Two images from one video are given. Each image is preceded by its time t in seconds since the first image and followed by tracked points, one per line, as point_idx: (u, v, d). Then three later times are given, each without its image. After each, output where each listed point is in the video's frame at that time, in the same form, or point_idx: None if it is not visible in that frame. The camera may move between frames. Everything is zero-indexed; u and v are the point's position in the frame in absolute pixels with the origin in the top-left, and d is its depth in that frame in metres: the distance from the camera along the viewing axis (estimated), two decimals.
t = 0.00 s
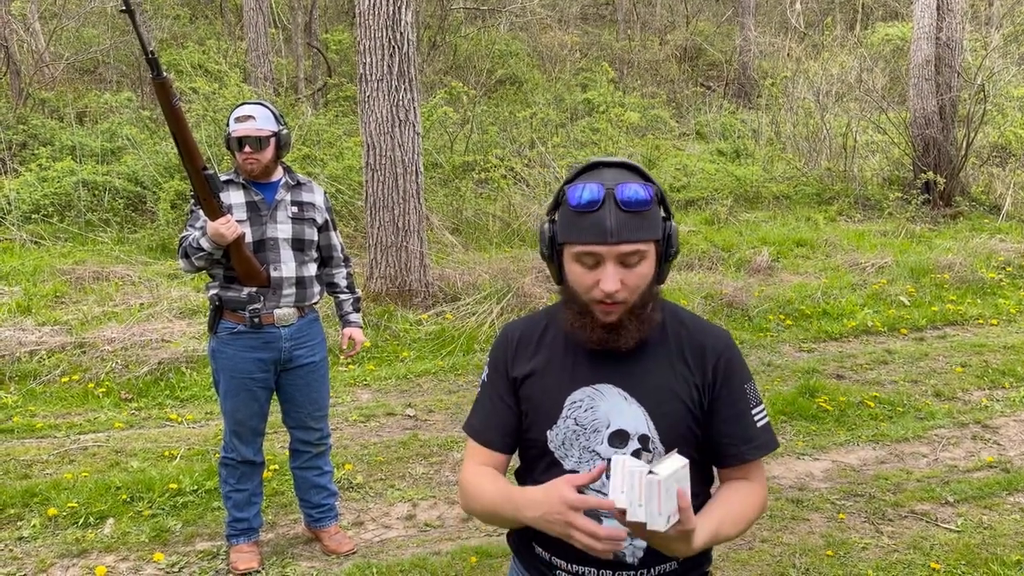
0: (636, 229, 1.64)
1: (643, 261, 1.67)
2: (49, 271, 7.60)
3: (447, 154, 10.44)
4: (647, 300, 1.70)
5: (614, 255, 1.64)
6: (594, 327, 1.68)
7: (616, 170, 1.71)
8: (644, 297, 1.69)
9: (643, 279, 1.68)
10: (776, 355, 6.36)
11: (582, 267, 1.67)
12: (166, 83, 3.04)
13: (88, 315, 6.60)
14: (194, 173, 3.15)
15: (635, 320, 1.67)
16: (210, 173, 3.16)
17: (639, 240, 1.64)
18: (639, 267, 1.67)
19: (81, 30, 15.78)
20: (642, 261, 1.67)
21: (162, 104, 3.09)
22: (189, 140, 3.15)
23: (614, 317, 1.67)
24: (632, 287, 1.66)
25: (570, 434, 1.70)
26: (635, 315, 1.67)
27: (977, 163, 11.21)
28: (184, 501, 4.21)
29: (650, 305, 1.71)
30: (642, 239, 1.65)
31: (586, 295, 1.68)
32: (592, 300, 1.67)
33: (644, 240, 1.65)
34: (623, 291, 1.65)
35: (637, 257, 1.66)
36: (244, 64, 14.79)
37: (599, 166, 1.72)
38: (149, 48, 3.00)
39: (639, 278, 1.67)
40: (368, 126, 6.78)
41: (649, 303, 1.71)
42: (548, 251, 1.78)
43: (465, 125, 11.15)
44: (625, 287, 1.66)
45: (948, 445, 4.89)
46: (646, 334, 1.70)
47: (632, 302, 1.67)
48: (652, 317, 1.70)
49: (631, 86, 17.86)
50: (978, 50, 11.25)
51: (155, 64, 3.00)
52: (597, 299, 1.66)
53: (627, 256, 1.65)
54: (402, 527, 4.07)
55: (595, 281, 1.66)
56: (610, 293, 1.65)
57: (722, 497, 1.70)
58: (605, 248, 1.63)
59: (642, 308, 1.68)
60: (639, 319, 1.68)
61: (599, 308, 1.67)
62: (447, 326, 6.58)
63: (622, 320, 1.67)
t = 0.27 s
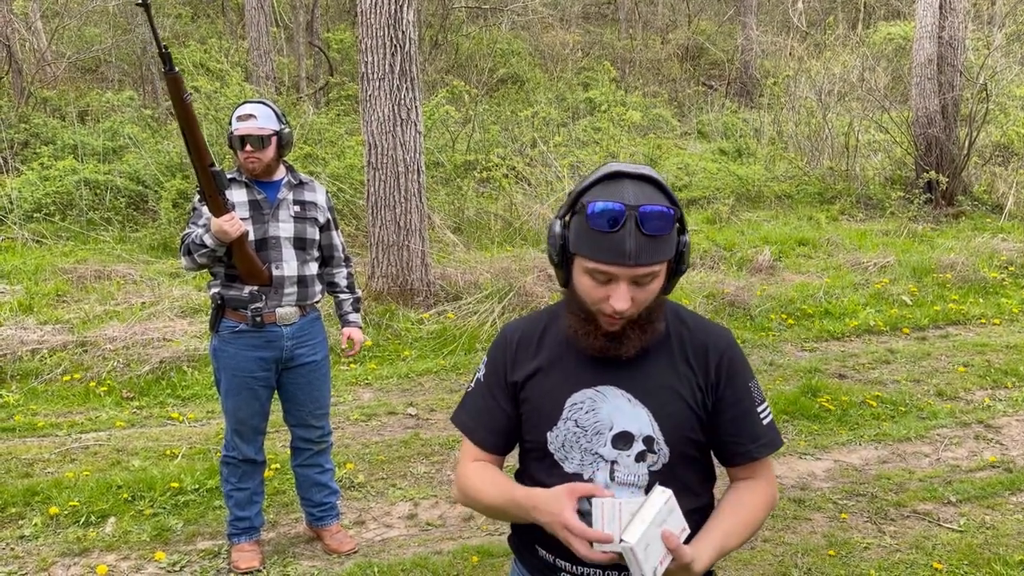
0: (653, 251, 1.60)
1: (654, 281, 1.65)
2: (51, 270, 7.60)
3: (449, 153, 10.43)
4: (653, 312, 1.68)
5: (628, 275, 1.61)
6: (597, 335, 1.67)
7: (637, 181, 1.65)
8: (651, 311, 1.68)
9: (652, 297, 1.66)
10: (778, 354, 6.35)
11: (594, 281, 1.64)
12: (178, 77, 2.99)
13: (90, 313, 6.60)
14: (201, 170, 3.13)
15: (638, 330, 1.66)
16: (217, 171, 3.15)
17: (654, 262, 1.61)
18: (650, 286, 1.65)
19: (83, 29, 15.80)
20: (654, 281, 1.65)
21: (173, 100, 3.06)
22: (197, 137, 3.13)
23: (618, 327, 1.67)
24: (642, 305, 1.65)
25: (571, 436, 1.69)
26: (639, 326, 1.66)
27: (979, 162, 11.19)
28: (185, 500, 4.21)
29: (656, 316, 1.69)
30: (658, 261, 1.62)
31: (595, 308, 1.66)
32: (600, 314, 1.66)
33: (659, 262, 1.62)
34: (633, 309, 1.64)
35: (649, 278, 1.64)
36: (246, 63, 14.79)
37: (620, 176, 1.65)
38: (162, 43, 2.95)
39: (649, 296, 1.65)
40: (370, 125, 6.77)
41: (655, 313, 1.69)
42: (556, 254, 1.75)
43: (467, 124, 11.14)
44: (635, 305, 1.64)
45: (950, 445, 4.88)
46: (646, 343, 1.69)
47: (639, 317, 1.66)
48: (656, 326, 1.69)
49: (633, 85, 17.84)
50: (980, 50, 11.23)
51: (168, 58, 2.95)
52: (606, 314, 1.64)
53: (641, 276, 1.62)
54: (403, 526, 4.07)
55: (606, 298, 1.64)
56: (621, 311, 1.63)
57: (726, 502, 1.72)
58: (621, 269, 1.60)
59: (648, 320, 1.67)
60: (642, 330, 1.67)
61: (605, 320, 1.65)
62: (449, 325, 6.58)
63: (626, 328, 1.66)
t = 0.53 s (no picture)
0: (649, 252, 1.57)
1: (652, 283, 1.62)
2: (54, 268, 7.60)
3: (451, 152, 10.42)
4: (652, 314, 1.65)
5: (623, 276, 1.58)
6: (594, 336, 1.65)
7: (637, 181, 1.63)
8: (649, 313, 1.65)
9: (649, 298, 1.63)
10: (781, 353, 6.33)
11: (589, 280, 1.62)
12: (191, 73, 2.96)
13: (92, 312, 6.60)
14: (210, 167, 3.12)
15: (635, 333, 1.64)
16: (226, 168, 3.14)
17: (650, 263, 1.58)
18: (647, 288, 1.62)
19: (85, 27, 15.81)
20: (651, 282, 1.61)
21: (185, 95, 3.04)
22: (208, 133, 3.11)
23: (616, 329, 1.64)
24: (638, 306, 1.62)
25: (573, 438, 1.69)
26: (637, 329, 1.64)
27: (983, 161, 11.15)
28: (188, 499, 4.21)
29: (655, 319, 1.66)
30: (654, 262, 1.59)
31: (591, 307, 1.63)
32: (597, 312, 1.63)
33: (655, 263, 1.59)
34: (629, 310, 1.61)
35: (646, 279, 1.60)
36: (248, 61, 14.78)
37: (620, 174, 1.64)
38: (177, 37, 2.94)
39: (646, 297, 1.62)
40: (372, 124, 6.76)
41: (654, 315, 1.66)
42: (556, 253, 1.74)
43: (469, 122, 11.13)
44: (632, 308, 1.62)
45: (954, 444, 4.86)
46: (645, 347, 1.67)
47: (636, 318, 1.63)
48: (655, 328, 1.67)
49: (635, 83, 17.81)
50: (983, 48, 11.19)
51: (183, 54, 2.93)
52: (601, 314, 1.62)
53: (637, 277, 1.59)
54: (406, 525, 4.06)
55: (601, 299, 1.61)
56: (617, 311, 1.60)
57: (731, 501, 1.72)
58: (616, 270, 1.58)
59: (645, 322, 1.65)
60: (640, 333, 1.65)
61: (601, 320, 1.63)
62: (451, 324, 6.56)
63: (623, 330, 1.64)
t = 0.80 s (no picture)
0: (620, 236, 1.58)
1: (632, 270, 1.61)
2: (57, 266, 7.60)
3: (453, 149, 10.40)
4: (641, 306, 1.63)
5: (596, 260, 1.59)
6: (584, 329, 1.66)
7: (622, 170, 1.65)
8: (634, 303, 1.63)
9: (632, 286, 1.61)
10: (785, 351, 6.31)
11: (570, 267, 1.65)
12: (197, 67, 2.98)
13: (95, 309, 6.60)
14: (215, 162, 3.12)
15: (622, 326, 1.62)
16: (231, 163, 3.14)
17: (625, 247, 1.58)
18: (626, 275, 1.61)
19: (87, 24, 15.80)
20: (630, 269, 1.60)
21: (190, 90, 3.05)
22: (212, 128, 3.12)
23: (603, 321, 1.64)
24: (618, 293, 1.61)
25: (578, 438, 1.69)
26: (627, 322, 1.62)
27: (986, 158, 11.11)
28: (191, 496, 4.21)
29: (647, 313, 1.64)
30: (627, 247, 1.58)
31: (575, 296, 1.65)
32: (581, 302, 1.64)
33: (629, 248, 1.58)
34: (607, 297, 1.61)
35: (624, 265, 1.60)
36: (250, 58, 14.77)
37: (603, 164, 1.67)
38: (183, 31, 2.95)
39: (627, 286, 1.61)
40: (375, 121, 6.75)
41: (646, 308, 1.64)
42: (551, 247, 1.76)
43: (472, 119, 11.11)
44: (611, 294, 1.61)
45: (958, 442, 4.85)
46: (636, 342, 1.65)
47: (619, 307, 1.62)
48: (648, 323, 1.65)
49: (638, 80, 17.76)
50: (988, 44, 11.13)
51: (189, 48, 2.95)
52: (581, 301, 1.64)
53: (613, 262, 1.59)
54: (409, 523, 4.06)
55: (580, 285, 1.63)
56: (595, 297, 1.61)
57: (741, 501, 1.72)
58: (588, 253, 1.59)
59: (635, 316, 1.63)
60: (630, 326, 1.63)
61: (584, 309, 1.65)
62: (454, 321, 6.55)
63: (610, 323, 1.63)
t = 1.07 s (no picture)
0: (587, 214, 1.61)
1: (606, 249, 1.62)
2: (60, 262, 7.61)
3: (456, 145, 10.39)
4: (624, 289, 1.64)
5: (568, 242, 1.62)
6: (576, 320, 1.66)
7: (590, 159, 1.70)
8: (616, 285, 1.63)
9: (610, 267, 1.63)
10: (788, 347, 6.30)
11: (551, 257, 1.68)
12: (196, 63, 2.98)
13: (98, 305, 6.61)
14: (216, 158, 3.12)
15: (611, 313, 1.63)
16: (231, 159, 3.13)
17: (592, 225, 1.61)
18: (603, 254, 1.62)
19: (90, 20, 15.81)
20: (606, 247, 1.62)
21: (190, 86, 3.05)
22: (213, 125, 3.12)
23: (592, 308, 1.64)
24: (597, 276, 1.62)
25: (582, 436, 1.68)
26: (614, 308, 1.63)
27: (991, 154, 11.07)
28: (194, 492, 4.21)
29: (633, 297, 1.64)
30: (598, 224, 1.61)
31: (560, 287, 1.68)
32: (565, 293, 1.67)
33: (599, 226, 1.61)
34: (587, 280, 1.62)
35: (596, 245, 1.62)
36: (253, 55, 14.76)
37: (574, 157, 1.73)
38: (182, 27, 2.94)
39: (605, 266, 1.62)
40: (377, 117, 6.74)
41: (631, 293, 1.64)
42: (539, 247, 1.79)
43: (475, 116, 11.10)
44: (589, 277, 1.62)
45: (962, 439, 4.83)
46: (626, 331, 1.65)
47: (601, 290, 1.63)
48: (638, 309, 1.64)
49: (641, 77, 17.71)
50: (992, 40, 11.09)
51: (188, 44, 2.94)
52: (565, 289, 1.65)
53: (584, 243, 1.62)
54: (412, 519, 4.06)
55: (559, 271, 1.65)
56: (573, 282, 1.63)
57: (747, 497, 1.72)
58: (559, 238, 1.63)
59: (620, 300, 1.63)
60: (617, 312, 1.63)
61: (572, 298, 1.66)
62: (456, 318, 6.55)
63: (599, 310, 1.63)
